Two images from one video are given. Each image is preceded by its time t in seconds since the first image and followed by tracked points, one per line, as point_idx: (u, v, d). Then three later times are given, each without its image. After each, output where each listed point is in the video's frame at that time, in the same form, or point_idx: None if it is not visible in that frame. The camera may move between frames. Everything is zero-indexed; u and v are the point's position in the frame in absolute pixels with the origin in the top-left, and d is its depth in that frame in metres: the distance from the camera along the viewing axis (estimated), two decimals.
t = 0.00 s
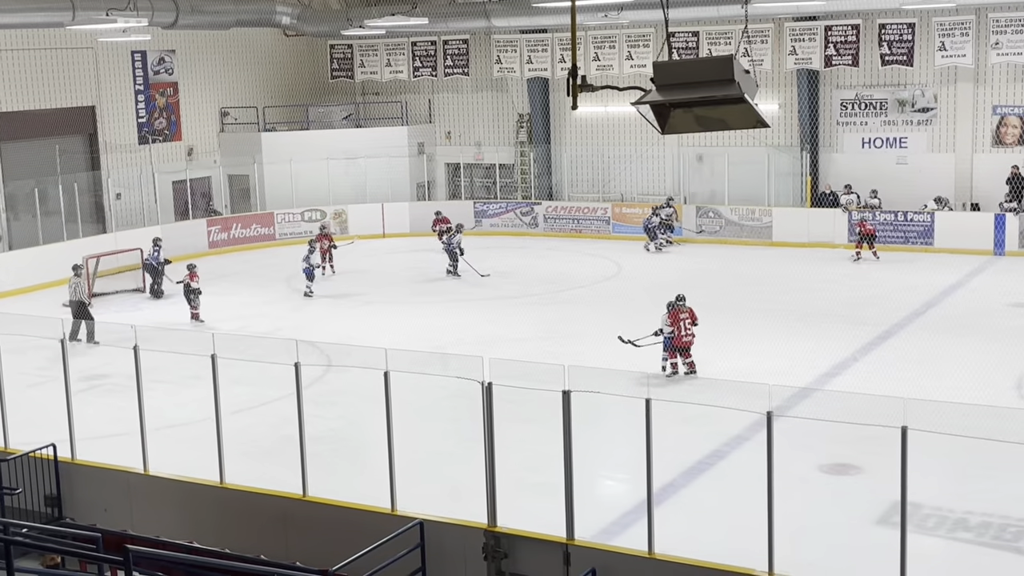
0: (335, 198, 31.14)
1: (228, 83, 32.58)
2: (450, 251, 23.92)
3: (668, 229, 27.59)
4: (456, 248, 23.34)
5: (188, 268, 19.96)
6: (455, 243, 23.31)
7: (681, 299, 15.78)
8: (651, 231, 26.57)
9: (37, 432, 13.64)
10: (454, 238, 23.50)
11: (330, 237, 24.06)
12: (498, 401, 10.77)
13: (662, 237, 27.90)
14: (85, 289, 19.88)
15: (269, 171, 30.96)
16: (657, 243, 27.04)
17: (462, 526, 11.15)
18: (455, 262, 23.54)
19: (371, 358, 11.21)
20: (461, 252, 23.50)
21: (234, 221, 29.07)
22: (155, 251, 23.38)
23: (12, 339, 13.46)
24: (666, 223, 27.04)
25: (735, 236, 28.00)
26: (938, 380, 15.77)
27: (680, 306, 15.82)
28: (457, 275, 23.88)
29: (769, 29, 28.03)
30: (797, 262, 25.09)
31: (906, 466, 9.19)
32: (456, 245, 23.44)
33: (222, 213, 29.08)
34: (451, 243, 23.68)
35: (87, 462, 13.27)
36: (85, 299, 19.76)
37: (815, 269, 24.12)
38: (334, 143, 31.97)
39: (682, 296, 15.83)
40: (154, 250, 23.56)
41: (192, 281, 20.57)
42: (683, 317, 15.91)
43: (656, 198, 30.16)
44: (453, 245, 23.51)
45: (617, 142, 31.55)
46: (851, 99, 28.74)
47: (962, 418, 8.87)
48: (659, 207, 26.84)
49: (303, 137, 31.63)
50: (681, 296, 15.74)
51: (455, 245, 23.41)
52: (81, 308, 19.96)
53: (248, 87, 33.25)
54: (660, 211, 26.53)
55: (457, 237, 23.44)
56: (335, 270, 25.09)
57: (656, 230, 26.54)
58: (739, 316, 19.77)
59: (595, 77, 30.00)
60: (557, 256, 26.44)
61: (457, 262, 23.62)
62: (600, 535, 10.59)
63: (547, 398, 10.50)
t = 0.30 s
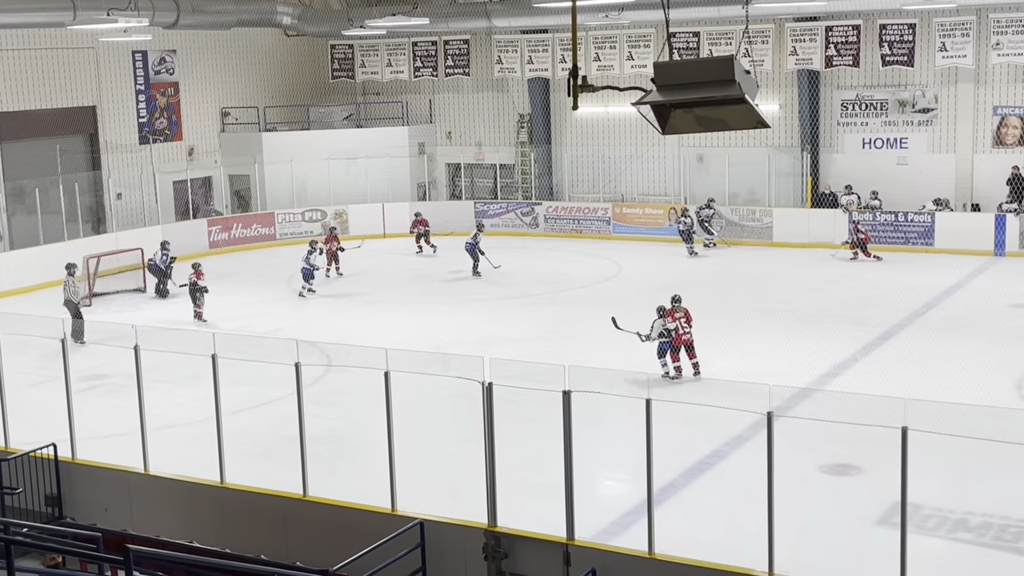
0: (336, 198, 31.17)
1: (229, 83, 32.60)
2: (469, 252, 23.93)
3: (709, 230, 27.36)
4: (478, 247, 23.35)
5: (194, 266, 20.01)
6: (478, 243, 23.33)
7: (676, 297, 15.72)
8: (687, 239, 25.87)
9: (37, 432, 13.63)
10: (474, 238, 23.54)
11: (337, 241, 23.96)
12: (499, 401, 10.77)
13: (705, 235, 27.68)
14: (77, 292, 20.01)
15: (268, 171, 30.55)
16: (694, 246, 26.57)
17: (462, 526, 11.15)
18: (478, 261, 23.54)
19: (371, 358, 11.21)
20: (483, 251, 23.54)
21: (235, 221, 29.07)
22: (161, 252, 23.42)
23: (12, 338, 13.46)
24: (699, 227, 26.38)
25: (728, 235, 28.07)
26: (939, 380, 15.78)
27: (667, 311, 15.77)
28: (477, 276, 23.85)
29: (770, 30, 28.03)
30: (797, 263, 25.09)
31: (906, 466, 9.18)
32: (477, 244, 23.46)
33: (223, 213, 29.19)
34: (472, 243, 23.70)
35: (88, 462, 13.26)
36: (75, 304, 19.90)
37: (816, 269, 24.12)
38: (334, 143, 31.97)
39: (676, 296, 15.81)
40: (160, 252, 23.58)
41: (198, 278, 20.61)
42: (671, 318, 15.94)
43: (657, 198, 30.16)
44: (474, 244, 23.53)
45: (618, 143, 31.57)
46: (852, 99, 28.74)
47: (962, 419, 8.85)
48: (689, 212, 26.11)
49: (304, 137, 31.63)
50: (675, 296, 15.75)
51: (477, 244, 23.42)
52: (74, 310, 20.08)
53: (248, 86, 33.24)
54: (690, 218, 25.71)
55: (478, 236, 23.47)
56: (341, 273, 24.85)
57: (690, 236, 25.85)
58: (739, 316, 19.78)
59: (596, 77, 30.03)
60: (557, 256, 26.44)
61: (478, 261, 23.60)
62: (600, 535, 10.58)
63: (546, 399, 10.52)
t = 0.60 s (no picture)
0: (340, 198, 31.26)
1: (234, 84, 32.63)
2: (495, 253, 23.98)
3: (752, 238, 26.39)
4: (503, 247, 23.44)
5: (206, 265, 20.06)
6: (504, 243, 23.39)
7: (682, 299, 15.64)
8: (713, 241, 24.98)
9: (42, 432, 13.65)
10: (499, 238, 23.63)
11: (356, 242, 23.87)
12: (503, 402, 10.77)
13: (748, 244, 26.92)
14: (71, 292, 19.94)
15: (275, 173, 30.54)
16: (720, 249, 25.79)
17: (466, 527, 11.15)
18: (504, 261, 23.55)
19: (376, 358, 11.22)
20: (508, 252, 23.61)
21: (239, 222, 29.16)
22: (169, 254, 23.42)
23: (17, 339, 13.47)
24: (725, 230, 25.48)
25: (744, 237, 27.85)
26: (943, 381, 15.76)
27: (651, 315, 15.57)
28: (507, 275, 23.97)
29: (775, 31, 28.03)
30: (801, 263, 25.09)
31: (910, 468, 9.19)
32: (503, 245, 23.60)
33: (228, 213, 29.26)
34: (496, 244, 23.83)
35: (93, 462, 13.25)
36: (67, 302, 19.87)
37: (820, 270, 24.12)
38: (338, 144, 32.00)
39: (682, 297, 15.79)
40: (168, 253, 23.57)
41: (207, 277, 20.57)
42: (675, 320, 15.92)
43: (661, 199, 29.96)
44: (499, 245, 23.57)
45: (624, 144, 31.53)
46: (856, 100, 28.72)
47: (967, 419, 8.85)
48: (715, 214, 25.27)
49: (309, 138, 31.67)
50: (680, 299, 15.70)
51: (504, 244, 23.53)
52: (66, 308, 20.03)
53: (254, 87, 33.28)
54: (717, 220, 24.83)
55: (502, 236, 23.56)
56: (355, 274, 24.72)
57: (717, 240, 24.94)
58: (743, 317, 19.78)
59: (600, 78, 30.10)
60: (562, 257, 26.44)
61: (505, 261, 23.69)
62: (604, 536, 10.57)
63: (550, 398, 10.46)
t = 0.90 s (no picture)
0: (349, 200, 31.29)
1: (243, 85, 32.67)
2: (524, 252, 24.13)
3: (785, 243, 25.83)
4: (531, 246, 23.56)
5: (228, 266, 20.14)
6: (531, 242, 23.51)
7: (696, 300, 15.64)
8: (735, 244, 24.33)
9: (52, 433, 13.70)
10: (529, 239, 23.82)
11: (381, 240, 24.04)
12: (511, 404, 10.78)
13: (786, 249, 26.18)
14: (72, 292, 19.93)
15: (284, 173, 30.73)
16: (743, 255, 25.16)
17: (474, 529, 11.16)
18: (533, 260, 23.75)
19: (385, 360, 11.23)
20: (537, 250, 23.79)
21: (248, 223, 29.23)
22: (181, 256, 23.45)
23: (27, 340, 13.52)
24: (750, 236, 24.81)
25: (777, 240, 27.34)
26: (953, 383, 15.73)
27: (633, 322, 15.50)
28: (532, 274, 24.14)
29: (784, 32, 27.96)
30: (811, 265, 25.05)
31: (920, 470, 9.17)
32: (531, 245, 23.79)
33: (236, 214, 29.40)
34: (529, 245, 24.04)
35: (102, 463, 13.27)
36: (68, 302, 19.91)
37: (830, 272, 24.08)
38: (347, 145, 32.02)
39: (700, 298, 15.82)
40: (179, 255, 23.56)
41: (229, 277, 20.68)
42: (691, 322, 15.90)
43: (670, 201, 29.96)
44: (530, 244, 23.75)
45: (632, 145, 31.57)
46: (866, 102, 28.67)
47: (976, 420, 8.88)
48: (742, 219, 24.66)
49: (319, 139, 31.70)
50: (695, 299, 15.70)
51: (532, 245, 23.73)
52: (67, 308, 20.07)
53: (263, 89, 33.33)
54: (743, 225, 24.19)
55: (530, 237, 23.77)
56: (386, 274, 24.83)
57: (740, 245, 24.27)
58: (752, 319, 19.76)
59: (609, 80, 30.00)
60: (571, 258, 26.44)
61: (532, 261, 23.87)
62: (612, 538, 10.56)
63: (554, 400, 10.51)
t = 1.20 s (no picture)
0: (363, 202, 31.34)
1: (258, 87, 32.77)
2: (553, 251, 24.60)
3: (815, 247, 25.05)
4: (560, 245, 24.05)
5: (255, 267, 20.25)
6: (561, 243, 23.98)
7: (717, 302, 15.59)
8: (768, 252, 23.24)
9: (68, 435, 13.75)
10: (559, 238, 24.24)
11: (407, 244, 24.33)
12: (525, 406, 10.79)
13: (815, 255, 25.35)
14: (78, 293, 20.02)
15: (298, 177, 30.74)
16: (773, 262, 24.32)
17: (489, 531, 11.15)
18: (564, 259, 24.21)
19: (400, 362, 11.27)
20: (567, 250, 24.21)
21: (263, 225, 29.32)
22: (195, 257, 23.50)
23: (43, 342, 13.59)
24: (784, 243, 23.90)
25: (806, 244, 26.96)
26: (969, 387, 15.65)
27: (620, 323, 15.52)
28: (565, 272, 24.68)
29: (799, 35, 27.92)
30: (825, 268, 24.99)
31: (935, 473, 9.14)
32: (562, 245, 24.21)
33: (251, 216, 29.41)
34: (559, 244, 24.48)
35: (117, 464, 13.34)
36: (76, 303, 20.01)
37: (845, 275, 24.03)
38: (362, 147, 32.07)
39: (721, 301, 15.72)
40: (194, 257, 23.61)
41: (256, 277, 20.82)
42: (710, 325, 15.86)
43: (684, 204, 29.93)
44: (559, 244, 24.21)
45: (646, 148, 31.49)
46: (881, 105, 28.57)
47: (993, 424, 8.87)
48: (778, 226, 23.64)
49: (333, 142, 31.75)
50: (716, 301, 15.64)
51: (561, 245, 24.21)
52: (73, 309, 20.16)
53: (278, 91, 33.42)
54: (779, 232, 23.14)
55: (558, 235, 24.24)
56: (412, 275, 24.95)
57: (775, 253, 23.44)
58: (766, 322, 19.72)
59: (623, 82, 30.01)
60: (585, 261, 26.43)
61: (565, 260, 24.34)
62: (627, 541, 10.54)
63: (569, 403, 10.55)
